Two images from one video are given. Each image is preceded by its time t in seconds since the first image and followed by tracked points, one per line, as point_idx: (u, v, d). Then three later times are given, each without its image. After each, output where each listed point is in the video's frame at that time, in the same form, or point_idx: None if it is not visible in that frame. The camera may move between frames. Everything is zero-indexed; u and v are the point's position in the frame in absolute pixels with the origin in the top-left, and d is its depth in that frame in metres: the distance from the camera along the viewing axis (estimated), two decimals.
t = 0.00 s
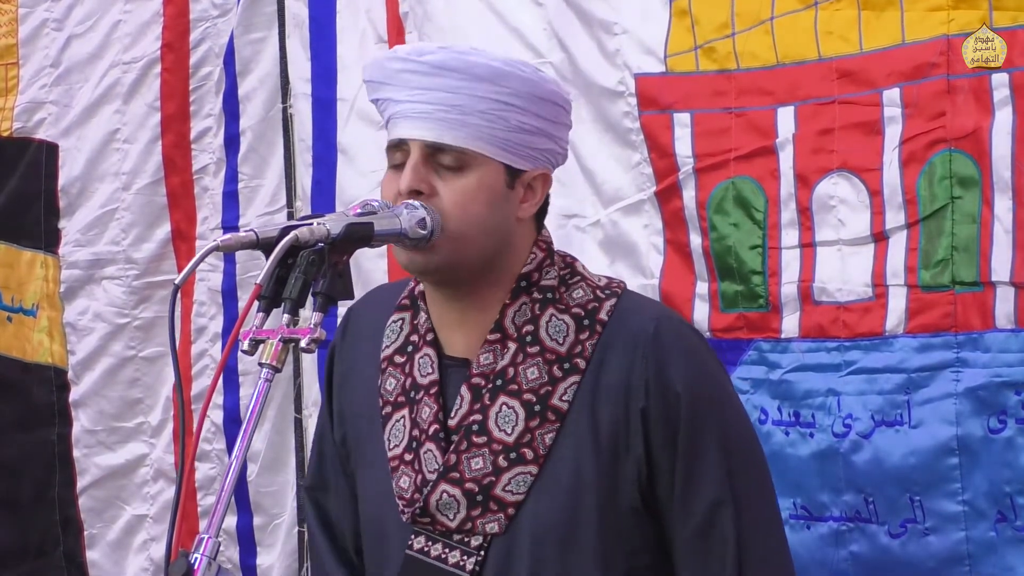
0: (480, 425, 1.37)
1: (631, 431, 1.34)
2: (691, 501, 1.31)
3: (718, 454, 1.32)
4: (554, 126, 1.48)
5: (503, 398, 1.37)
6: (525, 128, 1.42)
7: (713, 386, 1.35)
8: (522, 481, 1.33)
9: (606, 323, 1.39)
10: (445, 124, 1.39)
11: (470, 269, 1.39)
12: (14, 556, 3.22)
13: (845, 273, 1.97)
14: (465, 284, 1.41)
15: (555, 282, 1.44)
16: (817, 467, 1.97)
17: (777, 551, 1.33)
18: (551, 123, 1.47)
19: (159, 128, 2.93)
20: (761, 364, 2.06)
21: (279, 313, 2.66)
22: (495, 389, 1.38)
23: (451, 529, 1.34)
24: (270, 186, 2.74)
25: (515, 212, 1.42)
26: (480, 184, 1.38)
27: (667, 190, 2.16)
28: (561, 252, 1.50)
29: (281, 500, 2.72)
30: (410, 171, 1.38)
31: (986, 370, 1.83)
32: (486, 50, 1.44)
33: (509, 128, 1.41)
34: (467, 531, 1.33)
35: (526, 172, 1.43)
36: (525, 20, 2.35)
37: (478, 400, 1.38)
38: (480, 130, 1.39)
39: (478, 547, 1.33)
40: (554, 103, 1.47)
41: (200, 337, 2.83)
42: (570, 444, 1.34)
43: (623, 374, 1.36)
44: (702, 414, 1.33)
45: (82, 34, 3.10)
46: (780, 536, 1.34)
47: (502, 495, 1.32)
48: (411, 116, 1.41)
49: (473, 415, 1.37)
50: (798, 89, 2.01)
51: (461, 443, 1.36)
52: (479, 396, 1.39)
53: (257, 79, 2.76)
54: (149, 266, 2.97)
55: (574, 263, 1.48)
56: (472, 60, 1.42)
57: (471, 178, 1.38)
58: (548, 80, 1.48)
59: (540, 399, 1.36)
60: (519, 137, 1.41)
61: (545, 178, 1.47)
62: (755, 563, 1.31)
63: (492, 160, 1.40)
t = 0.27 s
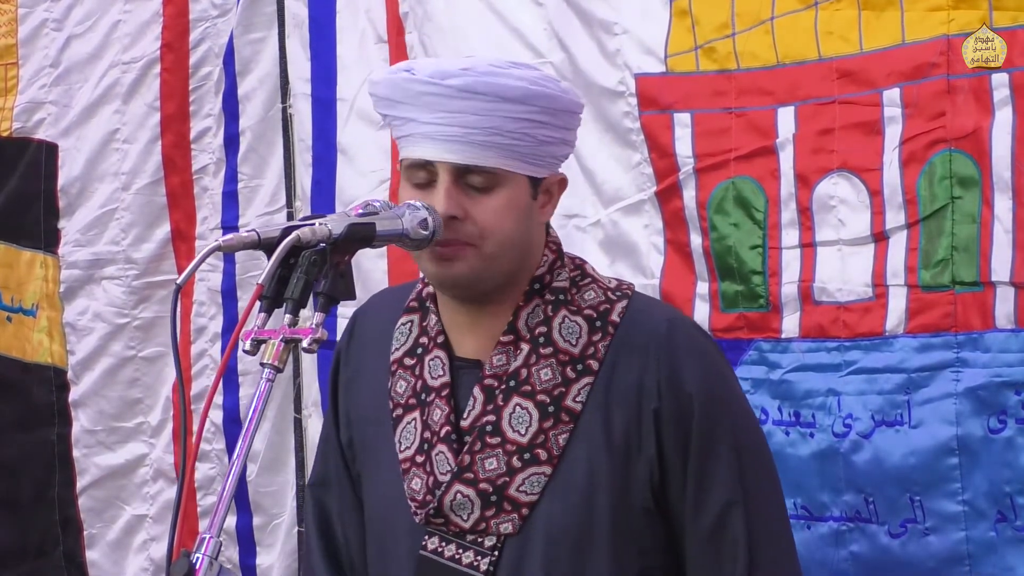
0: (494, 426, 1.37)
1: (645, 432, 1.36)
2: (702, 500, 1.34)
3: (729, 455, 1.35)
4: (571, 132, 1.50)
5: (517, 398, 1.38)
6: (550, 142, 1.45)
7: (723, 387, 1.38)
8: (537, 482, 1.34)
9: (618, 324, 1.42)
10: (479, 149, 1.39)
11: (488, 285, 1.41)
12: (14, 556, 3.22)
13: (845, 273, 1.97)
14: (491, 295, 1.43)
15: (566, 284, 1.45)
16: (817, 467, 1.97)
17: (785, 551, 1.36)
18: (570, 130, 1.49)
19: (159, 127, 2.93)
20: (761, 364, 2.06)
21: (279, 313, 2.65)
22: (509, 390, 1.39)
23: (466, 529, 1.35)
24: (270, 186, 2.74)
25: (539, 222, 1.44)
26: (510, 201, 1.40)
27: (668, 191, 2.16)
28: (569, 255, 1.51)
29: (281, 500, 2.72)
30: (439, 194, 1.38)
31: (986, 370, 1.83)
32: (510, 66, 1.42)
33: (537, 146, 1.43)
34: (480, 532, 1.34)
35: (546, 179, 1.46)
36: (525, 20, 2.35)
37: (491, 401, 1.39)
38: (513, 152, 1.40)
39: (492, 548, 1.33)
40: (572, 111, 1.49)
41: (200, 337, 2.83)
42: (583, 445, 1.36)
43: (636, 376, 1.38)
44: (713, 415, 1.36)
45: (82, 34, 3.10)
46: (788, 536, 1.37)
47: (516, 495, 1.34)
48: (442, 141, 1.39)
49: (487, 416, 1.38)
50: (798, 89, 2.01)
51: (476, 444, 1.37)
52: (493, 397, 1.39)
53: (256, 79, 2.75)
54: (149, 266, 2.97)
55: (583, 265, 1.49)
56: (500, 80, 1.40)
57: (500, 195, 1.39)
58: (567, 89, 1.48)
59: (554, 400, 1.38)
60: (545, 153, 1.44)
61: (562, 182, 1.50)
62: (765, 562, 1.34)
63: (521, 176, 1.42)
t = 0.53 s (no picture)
0: (513, 429, 1.35)
1: (663, 434, 1.36)
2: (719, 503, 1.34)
3: (746, 457, 1.36)
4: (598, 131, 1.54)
5: (535, 402, 1.36)
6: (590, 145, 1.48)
7: (739, 391, 1.38)
8: (555, 484, 1.33)
9: (634, 328, 1.40)
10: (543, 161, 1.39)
11: (532, 292, 1.42)
12: (13, 556, 3.22)
13: (846, 273, 1.97)
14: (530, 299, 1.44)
15: (582, 287, 1.43)
16: (817, 467, 1.97)
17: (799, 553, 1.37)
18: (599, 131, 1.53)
19: (159, 127, 2.93)
20: (761, 364, 2.06)
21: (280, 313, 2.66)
22: (527, 394, 1.37)
23: (484, 532, 1.33)
24: (270, 187, 2.74)
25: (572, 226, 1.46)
26: (561, 211, 1.41)
27: (668, 191, 2.16)
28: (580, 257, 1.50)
29: (281, 500, 2.72)
30: (497, 207, 1.37)
31: (986, 370, 1.83)
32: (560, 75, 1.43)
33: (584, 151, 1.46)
34: (499, 534, 1.33)
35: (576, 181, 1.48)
36: (525, 20, 2.35)
37: (508, 405, 1.37)
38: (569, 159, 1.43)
39: (509, 550, 1.32)
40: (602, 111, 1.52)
41: (200, 337, 2.83)
42: (600, 447, 1.35)
43: (654, 377, 1.37)
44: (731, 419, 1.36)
45: (82, 34, 3.10)
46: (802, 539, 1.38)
47: (535, 499, 1.32)
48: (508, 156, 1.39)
49: (505, 419, 1.36)
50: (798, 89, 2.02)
51: (494, 447, 1.35)
52: (509, 401, 1.37)
53: (257, 79, 2.75)
54: (149, 266, 2.97)
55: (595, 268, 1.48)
56: (559, 91, 1.41)
57: (553, 204, 1.40)
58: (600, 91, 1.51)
59: (572, 404, 1.36)
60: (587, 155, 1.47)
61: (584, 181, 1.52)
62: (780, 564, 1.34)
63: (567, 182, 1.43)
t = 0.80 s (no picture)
0: (522, 433, 1.33)
1: (670, 437, 1.33)
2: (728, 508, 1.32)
3: (755, 462, 1.33)
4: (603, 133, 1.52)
5: (544, 406, 1.34)
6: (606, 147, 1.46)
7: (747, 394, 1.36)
8: (565, 488, 1.31)
9: (640, 332, 1.38)
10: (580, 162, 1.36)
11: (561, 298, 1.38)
12: (13, 556, 3.22)
13: (846, 273, 1.97)
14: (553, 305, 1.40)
15: (587, 291, 1.42)
16: (817, 468, 1.97)
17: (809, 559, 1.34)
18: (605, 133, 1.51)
19: (159, 127, 2.93)
20: (761, 364, 2.06)
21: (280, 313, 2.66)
22: (535, 398, 1.35)
23: (492, 536, 1.32)
24: (270, 187, 2.75)
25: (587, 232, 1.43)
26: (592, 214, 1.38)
27: (668, 191, 2.16)
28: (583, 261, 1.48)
29: (281, 499, 2.72)
30: (543, 207, 1.32)
31: (986, 369, 1.83)
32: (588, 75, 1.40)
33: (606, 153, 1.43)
34: (507, 538, 1.31)
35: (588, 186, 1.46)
36: (526, 20, 2.35)
37: (516, 409, 1.36)
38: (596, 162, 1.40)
39: (517, 554, 1.30)
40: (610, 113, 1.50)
41: (200, 337, 2.84)
42: (607, 450, 1.33)
43: (661, 381, 1.35)
44: (739, 422, 1.33)
45: (82, 34, 3.10)
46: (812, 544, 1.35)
47: (545, 503, 1.31)
48: (550, 157, 1.34)
49: (514, 424, 1.34)
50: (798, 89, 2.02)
51: (504, 451, 1.33)
52: (517, 405, 1.36)
53: (257, 79, 2.76)
54: (149, 266, 2.97)
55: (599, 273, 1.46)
56: (592, 90, 1.37)
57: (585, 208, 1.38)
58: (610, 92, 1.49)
59: (581, 408, 1.34)
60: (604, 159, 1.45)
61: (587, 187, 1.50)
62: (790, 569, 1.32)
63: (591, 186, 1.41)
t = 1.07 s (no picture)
0: (510, 434, 1.34)
1: (662, 441, 1.33)
2: (717, 513, 1.31)
3: (746, 468, 1.32)
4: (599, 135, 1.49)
5: (534, 407, 1.35)
6: (584, 139, 1.43)
7: (740, 399, 1.36)
8: (552, 491, 1.31)
9: (636, 335, 1.38)
10: (522, 142, 1.35)
11: (519, 288, 1.38)
12: (13, 556, 3.23)
13: (846, 273, 1.97)
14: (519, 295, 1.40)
15: (585, 294, 1.42)
16: (816, 468, 1.97)
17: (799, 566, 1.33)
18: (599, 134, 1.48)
19: (160, 128, 2.94)
20: (761, 364, 2.06)
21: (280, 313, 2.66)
22: (524, 399, 1.36)
23: (478, 538, 1.32)
24: (270, 187, 2.75)
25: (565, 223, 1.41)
26: (551, 201, 1.37)
27: (668, 190, 2.16)
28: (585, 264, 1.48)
29: (282, 499, 2.72)
30: (483, 189, 1.34)
31: (986, 369, 1.83)
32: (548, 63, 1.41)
33: (574, 141, 1.41)
34: (495, 540, 1.31)
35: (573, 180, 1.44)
36: (525, 20, 2.35)
37: (506, 411, 1.36)
38: (553, 145, 1.38)
39: (504, 556, 1.30)
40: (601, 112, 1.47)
41: (200, 337, 2.84)
42: (598, 454, 1.32)
43: (654, 384, 1.35)
44: (731, 426, 1.33)
45: (83, 34, 3.10)
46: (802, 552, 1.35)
47: (531, 504, 1.31)
48: (485, 136, 1.35)
49: (503, 424, 1.35)
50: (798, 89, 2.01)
51: (491, 452, 1.34)
52: (508, 406, 1.36)
53: (257, 79, 2.76)
54: (150, 266, 2.97)
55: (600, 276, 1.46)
56: (545, 75, 1.38)
57: (542, 194, 1.37)
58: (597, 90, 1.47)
59: (571, 410, 1.34)
60: (579, 149, 1.42)
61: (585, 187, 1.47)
62: None
63: (557, 174, 1.39)
